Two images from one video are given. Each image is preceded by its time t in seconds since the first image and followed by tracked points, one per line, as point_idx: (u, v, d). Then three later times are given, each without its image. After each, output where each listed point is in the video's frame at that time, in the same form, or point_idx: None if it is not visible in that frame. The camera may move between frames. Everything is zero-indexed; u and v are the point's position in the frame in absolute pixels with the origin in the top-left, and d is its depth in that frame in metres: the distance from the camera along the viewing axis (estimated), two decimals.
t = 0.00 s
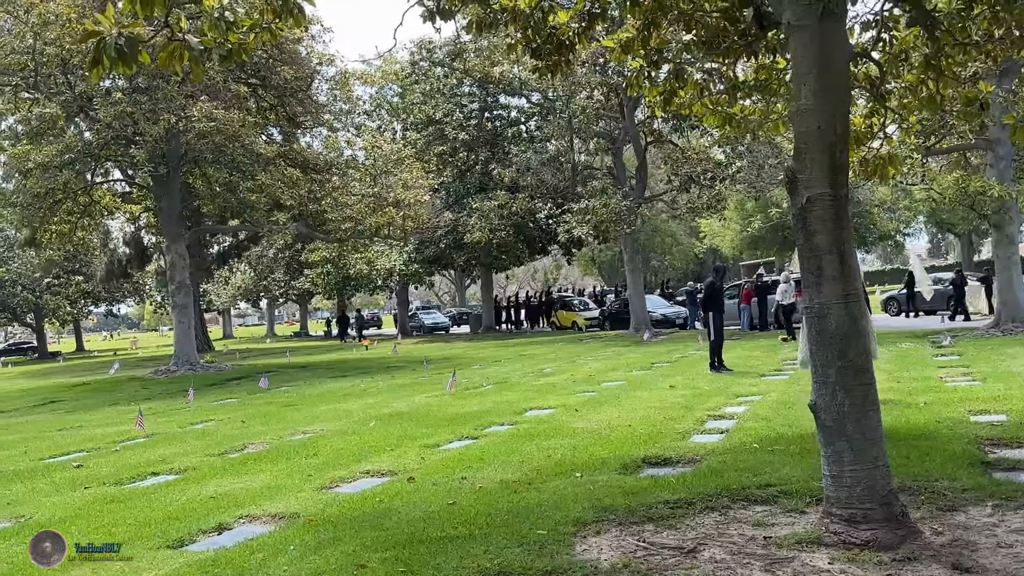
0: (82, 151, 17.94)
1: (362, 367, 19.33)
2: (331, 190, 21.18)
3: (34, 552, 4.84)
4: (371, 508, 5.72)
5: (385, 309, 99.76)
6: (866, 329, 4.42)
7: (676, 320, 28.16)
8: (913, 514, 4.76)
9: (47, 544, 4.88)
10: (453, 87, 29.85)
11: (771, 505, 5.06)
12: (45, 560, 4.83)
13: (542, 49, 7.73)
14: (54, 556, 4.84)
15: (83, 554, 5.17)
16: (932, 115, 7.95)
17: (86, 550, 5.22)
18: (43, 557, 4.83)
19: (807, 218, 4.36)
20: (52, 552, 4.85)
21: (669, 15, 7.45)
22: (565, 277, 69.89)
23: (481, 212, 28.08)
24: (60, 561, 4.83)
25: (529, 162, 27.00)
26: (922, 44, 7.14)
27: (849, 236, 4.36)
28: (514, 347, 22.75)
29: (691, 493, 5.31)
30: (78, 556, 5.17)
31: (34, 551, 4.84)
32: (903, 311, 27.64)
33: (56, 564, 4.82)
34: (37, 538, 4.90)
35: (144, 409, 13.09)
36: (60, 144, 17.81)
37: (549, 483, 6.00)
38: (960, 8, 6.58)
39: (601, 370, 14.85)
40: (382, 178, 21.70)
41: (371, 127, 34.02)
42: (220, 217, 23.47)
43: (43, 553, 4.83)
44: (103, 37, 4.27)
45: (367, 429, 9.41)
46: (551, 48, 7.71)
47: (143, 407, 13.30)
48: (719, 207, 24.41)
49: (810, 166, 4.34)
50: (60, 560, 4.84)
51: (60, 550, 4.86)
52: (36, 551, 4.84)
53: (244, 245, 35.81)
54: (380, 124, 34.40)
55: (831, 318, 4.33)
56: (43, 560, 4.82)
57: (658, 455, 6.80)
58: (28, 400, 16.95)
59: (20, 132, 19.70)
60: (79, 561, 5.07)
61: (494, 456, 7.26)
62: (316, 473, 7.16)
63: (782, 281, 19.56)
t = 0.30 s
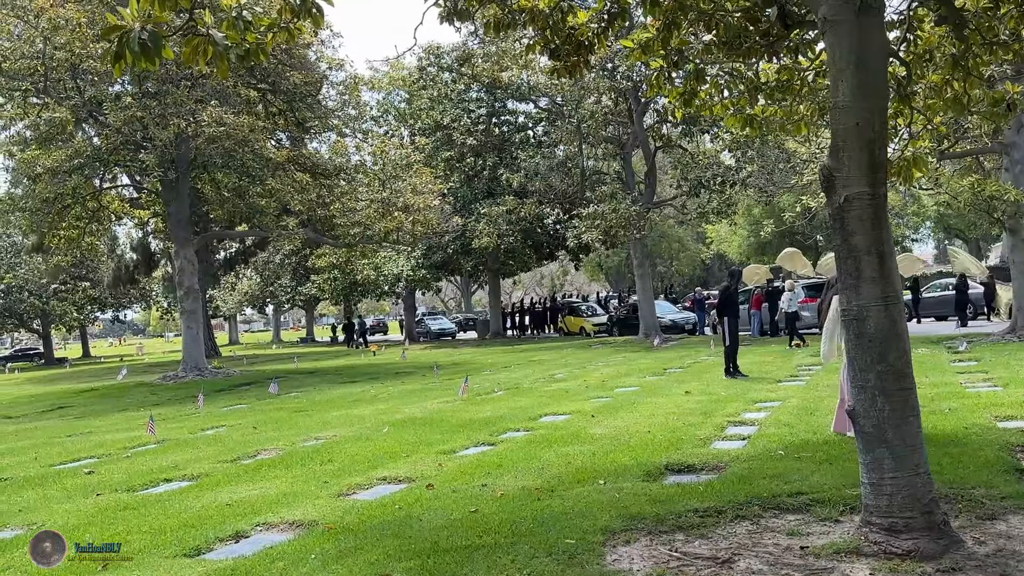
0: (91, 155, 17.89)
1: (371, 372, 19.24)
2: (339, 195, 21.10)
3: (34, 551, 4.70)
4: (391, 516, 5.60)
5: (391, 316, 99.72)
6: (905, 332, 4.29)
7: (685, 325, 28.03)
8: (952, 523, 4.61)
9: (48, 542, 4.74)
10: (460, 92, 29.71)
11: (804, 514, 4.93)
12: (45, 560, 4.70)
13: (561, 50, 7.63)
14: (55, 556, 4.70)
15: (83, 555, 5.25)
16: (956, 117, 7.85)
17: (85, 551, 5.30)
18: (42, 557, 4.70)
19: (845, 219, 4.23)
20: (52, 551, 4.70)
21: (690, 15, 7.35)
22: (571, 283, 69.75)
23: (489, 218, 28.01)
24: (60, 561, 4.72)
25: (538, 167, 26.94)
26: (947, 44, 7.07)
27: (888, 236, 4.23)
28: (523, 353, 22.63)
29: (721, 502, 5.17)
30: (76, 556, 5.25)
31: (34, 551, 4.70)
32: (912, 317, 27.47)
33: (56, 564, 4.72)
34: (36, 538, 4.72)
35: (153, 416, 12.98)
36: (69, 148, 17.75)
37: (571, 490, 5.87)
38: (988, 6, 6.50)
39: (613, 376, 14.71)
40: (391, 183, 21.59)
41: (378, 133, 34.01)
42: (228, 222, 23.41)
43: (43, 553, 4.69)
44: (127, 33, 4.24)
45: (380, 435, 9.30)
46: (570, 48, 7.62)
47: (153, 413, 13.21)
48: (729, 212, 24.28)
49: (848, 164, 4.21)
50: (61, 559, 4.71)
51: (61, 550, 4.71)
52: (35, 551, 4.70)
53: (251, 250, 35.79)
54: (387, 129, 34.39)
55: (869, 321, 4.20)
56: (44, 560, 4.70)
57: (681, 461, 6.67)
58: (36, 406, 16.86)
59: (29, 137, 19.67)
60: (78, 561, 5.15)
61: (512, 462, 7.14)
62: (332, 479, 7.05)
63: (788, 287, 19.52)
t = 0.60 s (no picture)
0: (98, 157, 17.91)
1: (379, 374, 19.13)
2: (346, 197, 20.98)
3: (35, 550, 4.61)
4: (409, 520, 5.50)
5: (394, 319, 99.56)
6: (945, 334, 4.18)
7: (693, 328, 27.91)
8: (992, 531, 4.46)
9: (48, 542, 4.63)
10: (466, 95, 30.31)
11: (837, 520, 4.79)
12: (44, 559, 4.61)
13: (578, 47, 7.52)
14: (55, 555, 4.60)
15: (83, 554, 5.27)
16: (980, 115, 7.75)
17: (85, 551, 5.33)
18: (42, 557, 4.61)
19: (883, 216, 4.14)
20: (53, 551, 4.60)
21: (709, 12, 7.24)
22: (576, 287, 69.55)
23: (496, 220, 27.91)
24: (60, 561, 4.63)
25: (545, 169, 26.86)
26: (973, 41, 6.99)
27: (927, 234, 4.13)
28: (531, 356, 22.50)
29: (749, 507, 5.04)
30: (76, 556, 5.27)
31: (34, 550, 4.61)
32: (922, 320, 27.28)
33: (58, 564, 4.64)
34: (38, 536, 4.61)
35: (162, 418, 12.87)
36: (77, 150, 17.77)
37: (594, 494, 5.74)
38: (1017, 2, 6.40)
39: (625, 379, 14.57)
40: (398, 185, 21.32)
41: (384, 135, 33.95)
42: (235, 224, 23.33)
43: (43, 553, 4.60)
44: (146, 22, 4.20)
45: (392, 438, 9.17)
46: (587, 46, 7.51)
47: (161, 415, 13.12)
48: (738, 214, 24.14)
49: (886, 159, 4.12)
50: (62, 558, 4.60)
51: (61, 550, 4.61)
52: (36, 550, 4.61)
53: (256, 253, 35.72)
54: (393, 132, 34.32)
55: (909, 321, 4.09)
56: (44, 559, 4.60)
57: (703, 466, 6.54)
58: (42, 408, 16.75)
59: (36, 139, 19.62)
60: (78, 560, 5.17)
61: (529, 466, 7.01)
62: (347, 483, 6.93)
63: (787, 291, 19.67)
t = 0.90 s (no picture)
0: (105, 152, 17.71)
1: (387, 372, 19.07)
2: (352, 194, 20.92)
3: (34, 552, 4.05)
4: (428, 519, 5.40)
5: (396, 317, 99.61)
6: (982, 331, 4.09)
7: (698, 327, 27.86)
8: None
9: (47, 542, 4.08)
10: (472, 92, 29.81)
11: (866, 521, 4.70)
12: (45, 560, 4.04)
13: (595, 41, 7.41)
14: (56, 556, 4.03)
15: (83, 554, 5.15)
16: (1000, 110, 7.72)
17: (87, 551, 5.20)
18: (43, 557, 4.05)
19: (919, 209, 4.06)
20: (54, 552, 4.03)
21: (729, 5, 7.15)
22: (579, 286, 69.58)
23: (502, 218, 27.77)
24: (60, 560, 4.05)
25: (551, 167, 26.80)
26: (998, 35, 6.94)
27: (964, 229, 4.05)
28: (537, 354, 22.40)
29: (776, 508, 4.95)
30: (78, 556, 5.14)
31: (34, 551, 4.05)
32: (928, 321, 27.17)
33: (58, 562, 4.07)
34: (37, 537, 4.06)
35: (169, 415, 12.80)
36: (83, 145, 17.60)
37: (614, 493, 5.65)
38: None
39: (634, 377, 14.50)
40: (404, 181, 21.54)
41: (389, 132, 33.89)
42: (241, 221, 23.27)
43: (43, 553, 4.04)
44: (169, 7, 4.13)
45: (404, 435, 9.09)
46: (605, 39, 7.40)
47: (168, 412, 13.03)
48: (746, 212, 24.03)
49: (923, 151, 4.05)
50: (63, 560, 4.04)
51: (62, 550, 4.05)
52: (36, 551, 4.04)
53: (260, 250, 35.65)
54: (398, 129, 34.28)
55: (946, 317, 4.01)
56: (42, 561, 4.04)
57: (722, 464, 6.45)
58: (47, 404, 16.67)
59: (42, 134, 19.54)
60: (82, 560, 5.05)
61: (544, 464, 6.93)
62: (361, 480, 6.84)
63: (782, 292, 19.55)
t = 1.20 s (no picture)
0: (110, 141, 17.65)
1: (393, 364, 18.98)
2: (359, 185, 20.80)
3: (34, 552, 4.66)
4: (450, 513, 5.32)
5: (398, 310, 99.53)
6: None
7: (704, 321, 27.77)
8: None
9: (47, 543, 4.69)
10: (479, 83, 29.73)
11: (901, 519, 4.61)
12: (44, 559, 4.63)
13: (617, 29, 7.32)
14: (55, 556, 4.64)
15: (83, 554, 4.97)
16: None
17: (87, 551, 5.01)
18: (42, 556, 4.64)
19: (963, 201, 4.03)
20: (52, 552, 4.66)
21: None
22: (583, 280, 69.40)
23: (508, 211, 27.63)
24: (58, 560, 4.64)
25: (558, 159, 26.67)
26: None
27: (1007, 222, 4.02)
28: (543, 347, 22.31)
29: (806, 505, 4.86)
30: (77, 556, 4.95)
31: (33, 551, 4.67)
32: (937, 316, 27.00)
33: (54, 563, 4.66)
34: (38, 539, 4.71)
35: (177, 406, 12.73)
36: (89, 134, 17.53)
37: (638, 489, 5.57)
38: None
39: (645, 371, 14.41)
40: (411, 173, 21.41)
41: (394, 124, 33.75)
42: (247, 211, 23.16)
43: (43, 553, 4.64)
44: None
45: (417, 428, 9.01)
46: (627, 27, 7.31)
47: (176, 403, 12.97)
48: (754, 206, 23.90)
49: (967, 144, 4.03)
50: (62, 560, 4.65)
51: (61, 550, 4.67)
52: (36, 550, 4.66)
53: (264, 242, 35.54)
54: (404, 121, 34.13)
55: (989, 311, 3.97)
56: (43, 560, 4.63)
57: (744, 460, 6.36)
58: (53, 394, 16.61)
59: (47, 123, 19.45)
60: (81, 561, 4.86)
61: (563, 459, 6.84)
62: (378, 473, 6.76)
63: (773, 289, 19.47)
